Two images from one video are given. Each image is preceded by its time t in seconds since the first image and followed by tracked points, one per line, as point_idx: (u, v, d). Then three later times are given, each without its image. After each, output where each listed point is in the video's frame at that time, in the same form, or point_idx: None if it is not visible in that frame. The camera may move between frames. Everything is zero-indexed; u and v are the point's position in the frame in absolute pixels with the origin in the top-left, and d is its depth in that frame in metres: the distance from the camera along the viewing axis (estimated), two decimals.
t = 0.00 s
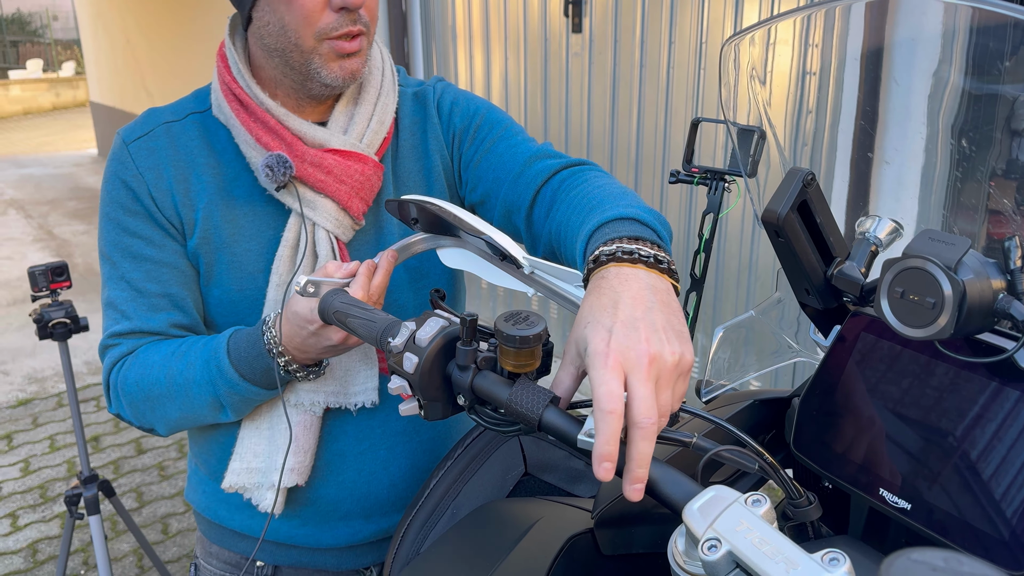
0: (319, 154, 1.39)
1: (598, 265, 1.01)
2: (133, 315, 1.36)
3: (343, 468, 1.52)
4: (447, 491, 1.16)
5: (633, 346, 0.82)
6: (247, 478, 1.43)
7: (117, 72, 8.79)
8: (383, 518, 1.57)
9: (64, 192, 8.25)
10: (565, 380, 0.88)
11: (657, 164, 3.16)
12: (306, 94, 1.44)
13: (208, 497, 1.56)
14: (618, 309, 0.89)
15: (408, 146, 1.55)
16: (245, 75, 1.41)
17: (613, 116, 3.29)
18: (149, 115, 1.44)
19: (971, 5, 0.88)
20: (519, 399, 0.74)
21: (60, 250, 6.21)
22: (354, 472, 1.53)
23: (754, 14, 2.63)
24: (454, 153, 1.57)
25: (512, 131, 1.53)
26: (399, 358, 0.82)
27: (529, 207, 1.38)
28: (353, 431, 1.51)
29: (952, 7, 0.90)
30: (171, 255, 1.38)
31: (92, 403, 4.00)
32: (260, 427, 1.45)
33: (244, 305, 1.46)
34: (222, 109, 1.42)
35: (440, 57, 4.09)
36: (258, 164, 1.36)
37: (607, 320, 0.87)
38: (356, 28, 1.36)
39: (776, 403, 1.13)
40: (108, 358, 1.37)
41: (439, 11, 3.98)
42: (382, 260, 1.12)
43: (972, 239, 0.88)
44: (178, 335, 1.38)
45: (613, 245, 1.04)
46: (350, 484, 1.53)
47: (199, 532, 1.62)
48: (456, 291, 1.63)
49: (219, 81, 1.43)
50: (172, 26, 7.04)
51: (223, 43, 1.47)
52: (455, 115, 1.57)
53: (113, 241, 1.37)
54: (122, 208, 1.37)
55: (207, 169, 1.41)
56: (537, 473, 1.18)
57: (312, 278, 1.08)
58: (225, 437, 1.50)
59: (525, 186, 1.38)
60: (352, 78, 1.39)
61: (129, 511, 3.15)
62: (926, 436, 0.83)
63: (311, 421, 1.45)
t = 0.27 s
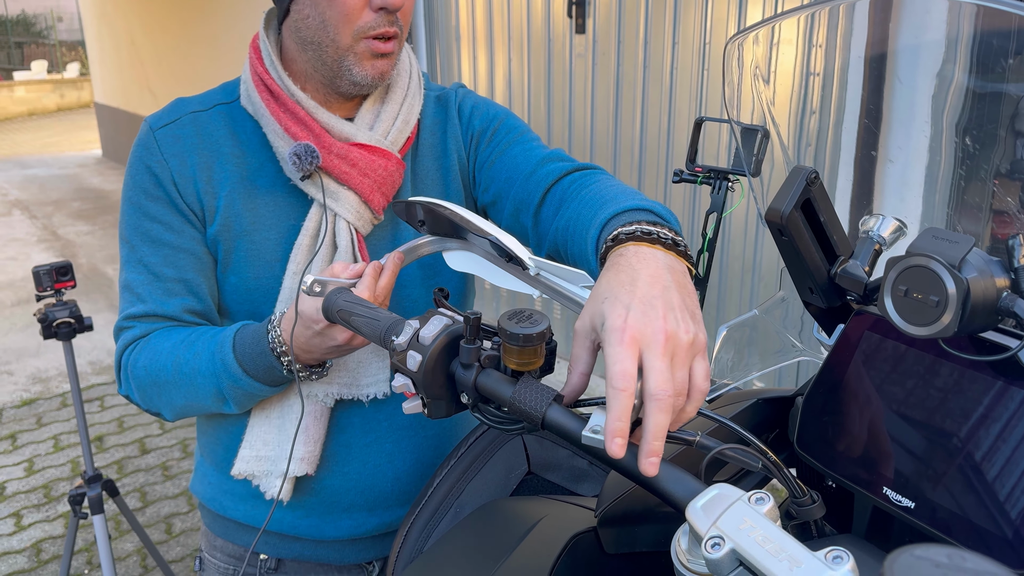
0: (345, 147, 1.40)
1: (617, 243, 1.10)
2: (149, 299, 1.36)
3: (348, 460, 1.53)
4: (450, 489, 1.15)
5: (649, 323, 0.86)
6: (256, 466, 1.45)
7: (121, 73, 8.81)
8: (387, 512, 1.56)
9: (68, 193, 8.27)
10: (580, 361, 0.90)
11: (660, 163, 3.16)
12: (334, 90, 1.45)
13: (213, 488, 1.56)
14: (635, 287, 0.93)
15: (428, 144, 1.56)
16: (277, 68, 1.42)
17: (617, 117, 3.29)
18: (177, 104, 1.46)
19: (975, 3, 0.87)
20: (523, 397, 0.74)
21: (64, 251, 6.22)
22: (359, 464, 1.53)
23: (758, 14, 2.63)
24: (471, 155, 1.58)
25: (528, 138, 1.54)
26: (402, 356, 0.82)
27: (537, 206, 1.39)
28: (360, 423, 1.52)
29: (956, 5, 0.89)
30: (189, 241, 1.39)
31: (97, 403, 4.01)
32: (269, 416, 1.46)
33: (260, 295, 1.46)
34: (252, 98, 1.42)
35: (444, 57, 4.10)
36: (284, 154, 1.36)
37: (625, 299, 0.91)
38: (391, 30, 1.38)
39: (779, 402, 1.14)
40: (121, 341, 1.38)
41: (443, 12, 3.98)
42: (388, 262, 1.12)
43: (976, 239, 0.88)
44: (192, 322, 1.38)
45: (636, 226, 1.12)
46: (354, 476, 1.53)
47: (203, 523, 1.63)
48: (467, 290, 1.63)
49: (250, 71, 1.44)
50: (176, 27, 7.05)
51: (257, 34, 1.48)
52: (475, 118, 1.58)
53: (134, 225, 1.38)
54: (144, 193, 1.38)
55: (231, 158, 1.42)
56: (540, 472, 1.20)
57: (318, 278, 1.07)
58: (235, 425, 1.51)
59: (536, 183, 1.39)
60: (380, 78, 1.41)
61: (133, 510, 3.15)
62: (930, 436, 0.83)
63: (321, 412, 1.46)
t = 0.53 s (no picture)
0: (361, 149, 1.42)
1: (626, 253, 1.12)
2: (159, 292, 1.36)
3: (351, 458, 1.53)
4: (451, 493, 1.14)
5: (655, 326, 0.88)
6: (261, 462, 1.45)
7: (124, 76, 8.83)
8: (388, 513, 1.56)
9: (71, 196, 8.28)
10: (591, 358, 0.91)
11: (662, 167, 3.16)
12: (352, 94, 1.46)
13: (216, 486, 1.55)
14: (641, 295, 0.96)
15: (440, 150, 1.57)
16: (298, 69, 1.44)
17: (619, 120, 3.29)
18: (195, 102, 1.47)
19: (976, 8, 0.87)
20: (523, 401, 0.74)
21: (66, 253, 6.23)
22: (362, 462, 1.53)
23: (760, 18, 2.64)
24: (482, 163, 1.58)
25: (538, 150, 1.54)
26: (403, 360, 0.82)
27: (543, 218, 1.39)
28: (363, 422, 1.53)
29: (957, 9, 0.89)
30: (201, 237, 1.39)
31: (98, 405, 4.02)
32: (275, 413, 1.47)
33: (269, 294, 1.46)
34: (271, 98, 1.44)
35: (446, 61, 4.10)
36: (301, 153, 1.37)
37: (632, 304, 0.93)
38: (411, 37, 1.39)
39: (780, 406, 1.13)
40: (130, 333, 1.37)
41: (444, 16, 3.99)
42: (392, 269, 1.13)
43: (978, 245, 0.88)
44: (200, 318, 1.38)
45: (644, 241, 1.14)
46: (357, 475, 1.53)
47: (204, 517, 1.63)
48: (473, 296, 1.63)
49: (271, 71, 1.45)
50: (178, 30, 7.07)
51: (279, 36, 1.50)
52: (489, 127, 1.59)
53: (147, 219, 1.38)
54: (159, 187, 1.39)
55: (247, 156, 1.43)
56: (542, 476, 1.21)
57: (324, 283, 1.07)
58: (241, 424, 1.52)
59: (544, 196, 1.40)
60: (397, 84, 1.42)
61: (135, 513, 3.15)
62: (931, 441, 0.83)
63: (326, 410, 1.47)
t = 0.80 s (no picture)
0: (355, 152, 1.42)
1: (623, 251, 1.11)
2: (158, 296, 1.36)
3: (353, 462, 1.53)
4: (452, 496, 1.14)
5: (653, 324, 0.87)
6: (266, 469, 1.44)
7: (125, 79, 8.84)
8: (389, 516, 1.55)
9: (71, 198, 8.29)
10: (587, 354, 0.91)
11: (663, 170, 3.16)
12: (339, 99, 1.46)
13: (218, 488, 1.55)
14: (640, 292, 0.95)
15: (440, 151, 1.57)
16: (292, 72, 1.44)
17: (620, 124, 3.29)
18: (193, 105, 1.46)
19: (977, 8, 0.88)
20: (526, 403, 0.73)
21: (67, 256, 6.23)
22: (364, 467, 1.53)
23: (762, 22, 2.64)
24: (482, 163, 1.58)
25: (539, 151, 1.54)
26: (405, 362, 0.82)
27: (547, 219, 1.39)
28: (367, 425, 1.52)
29: (960, 9, 0.90)
30: (200, 240, 1.39)
31: (98, 408, 4.01)
32: (277, 420, 1.46)
33: (268, 296, 1.46)
34: (266, 103, 1.43)
35: (447, 64, 4.10)
36: (294, 157, 1.37)
37: (630, 302, 0.92)
38: (386, 43, 1.38)
39: (783, 409, 1.13)
40: (129, 337, 1.37)
41: (446, 20, 3.99)
42: (395, 265, 1.12)
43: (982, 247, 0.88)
44: (200, 321, 1.38)
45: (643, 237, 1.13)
46: (360, 479, 1.53)
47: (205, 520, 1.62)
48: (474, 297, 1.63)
49: (266, 76, 1.45)
50: (180, 34, 7.08)
51: (274, 40, 1.49)
52: (489, 128, 1.58)
53: (146, 223, 1.38)
54: (158, 191, 1.38)
55: (245, 159, 1.42)
56: (543, 479, 1.19)
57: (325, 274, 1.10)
58: (242, 426, 1.51)
59: (546, 198, 1.40)
60: (375, 90, 1.41)
61: (134, 516, 3.15)
62: (933, 446, 0.83)
63: (330, 414, 1.47)
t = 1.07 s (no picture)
0: (327, 163, 1.41)
1: (620, 257, 1.11)
2: (145, 314, 1.36)
3: (350, 472, 1.53)
4: (451, 502, 1.14)
5: (649, 320, 0.89)
6: (262, 488, 1.44)
7: (127, 85, 8.86)
8: (387, 524, 1.55)
9: (73, 203, 8.30)
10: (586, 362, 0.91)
11: (663, 178, 3.17)
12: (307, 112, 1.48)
13: (215, 497, 1.55)
14: (636, 293, 0.96)
15: (425, 158, 1.57)
16: (260, 87, 1.45)
17: (621, 131, 3.29)
18: (171, 121, 1.47)
19: (979, 16, 0.88)
20: (526, 409, 0.73)
21: (68, 260, 6.23)
22: (361, 477, 1.53)
23: (763, 30, 2.65)
24: (471, 167, 1.58)
25: (529, 151, 1.55)
26: (406, 367, 0.82)
27: (546, 221, 1.39)
28: (361, 437, 1.52)
29: (960, 19, 0.89)
30: (184, 256, 1.39)
31: (98, 413, 4.01)
32: (270, 438, 1.46)
33: (255, 309, 1.46)
34: (237, 118, 1.45)
35: (449, 71, 4.11)
36: (268, 172, 1.38)
37: (626, 301, 0.93)
38: (336, 57, 1.39)
39: (783, 417, 1.13)
40: (119, 356, 1.37)
41: (448, 27, 4.00)
42: (391, 276, 1.12)
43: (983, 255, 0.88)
44: (189, 337, 1.38)
45: (639, 243, 1.14)
46: (357, 489, 1.53)
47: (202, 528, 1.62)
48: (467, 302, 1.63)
49: (236, 91, 1.47)
50: (183, 40, 7.09)
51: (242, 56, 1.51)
52: (474, 130, 1.58)
53: (130, 242, 1.39)
54: (139, 209, 1.39)
55: (223, 173, 1.43)
56: (543, 485, 1.20)
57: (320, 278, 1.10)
58: (238, 442, 1.52)
59: (543, 203, 1.40)
60: (336, 103, 1.43)
61: (133, 521, 3.14)
62: (933, 454, 0.83)
63: (323, 430, 1.46)
